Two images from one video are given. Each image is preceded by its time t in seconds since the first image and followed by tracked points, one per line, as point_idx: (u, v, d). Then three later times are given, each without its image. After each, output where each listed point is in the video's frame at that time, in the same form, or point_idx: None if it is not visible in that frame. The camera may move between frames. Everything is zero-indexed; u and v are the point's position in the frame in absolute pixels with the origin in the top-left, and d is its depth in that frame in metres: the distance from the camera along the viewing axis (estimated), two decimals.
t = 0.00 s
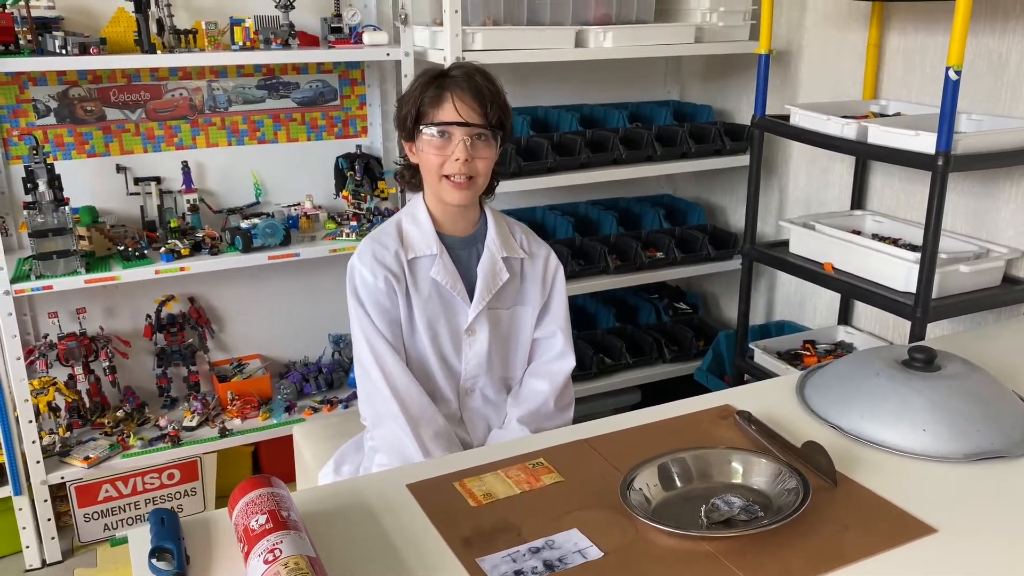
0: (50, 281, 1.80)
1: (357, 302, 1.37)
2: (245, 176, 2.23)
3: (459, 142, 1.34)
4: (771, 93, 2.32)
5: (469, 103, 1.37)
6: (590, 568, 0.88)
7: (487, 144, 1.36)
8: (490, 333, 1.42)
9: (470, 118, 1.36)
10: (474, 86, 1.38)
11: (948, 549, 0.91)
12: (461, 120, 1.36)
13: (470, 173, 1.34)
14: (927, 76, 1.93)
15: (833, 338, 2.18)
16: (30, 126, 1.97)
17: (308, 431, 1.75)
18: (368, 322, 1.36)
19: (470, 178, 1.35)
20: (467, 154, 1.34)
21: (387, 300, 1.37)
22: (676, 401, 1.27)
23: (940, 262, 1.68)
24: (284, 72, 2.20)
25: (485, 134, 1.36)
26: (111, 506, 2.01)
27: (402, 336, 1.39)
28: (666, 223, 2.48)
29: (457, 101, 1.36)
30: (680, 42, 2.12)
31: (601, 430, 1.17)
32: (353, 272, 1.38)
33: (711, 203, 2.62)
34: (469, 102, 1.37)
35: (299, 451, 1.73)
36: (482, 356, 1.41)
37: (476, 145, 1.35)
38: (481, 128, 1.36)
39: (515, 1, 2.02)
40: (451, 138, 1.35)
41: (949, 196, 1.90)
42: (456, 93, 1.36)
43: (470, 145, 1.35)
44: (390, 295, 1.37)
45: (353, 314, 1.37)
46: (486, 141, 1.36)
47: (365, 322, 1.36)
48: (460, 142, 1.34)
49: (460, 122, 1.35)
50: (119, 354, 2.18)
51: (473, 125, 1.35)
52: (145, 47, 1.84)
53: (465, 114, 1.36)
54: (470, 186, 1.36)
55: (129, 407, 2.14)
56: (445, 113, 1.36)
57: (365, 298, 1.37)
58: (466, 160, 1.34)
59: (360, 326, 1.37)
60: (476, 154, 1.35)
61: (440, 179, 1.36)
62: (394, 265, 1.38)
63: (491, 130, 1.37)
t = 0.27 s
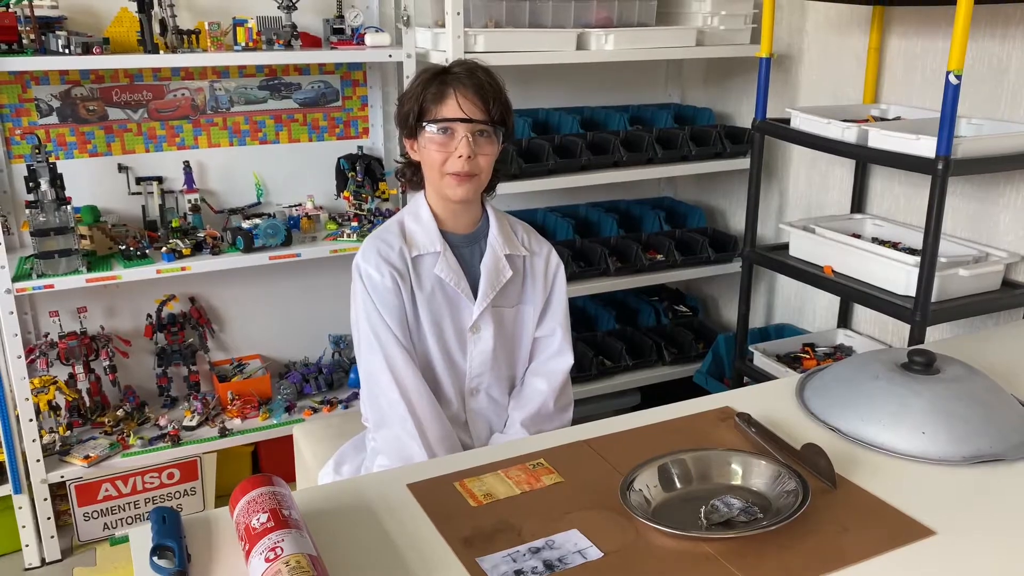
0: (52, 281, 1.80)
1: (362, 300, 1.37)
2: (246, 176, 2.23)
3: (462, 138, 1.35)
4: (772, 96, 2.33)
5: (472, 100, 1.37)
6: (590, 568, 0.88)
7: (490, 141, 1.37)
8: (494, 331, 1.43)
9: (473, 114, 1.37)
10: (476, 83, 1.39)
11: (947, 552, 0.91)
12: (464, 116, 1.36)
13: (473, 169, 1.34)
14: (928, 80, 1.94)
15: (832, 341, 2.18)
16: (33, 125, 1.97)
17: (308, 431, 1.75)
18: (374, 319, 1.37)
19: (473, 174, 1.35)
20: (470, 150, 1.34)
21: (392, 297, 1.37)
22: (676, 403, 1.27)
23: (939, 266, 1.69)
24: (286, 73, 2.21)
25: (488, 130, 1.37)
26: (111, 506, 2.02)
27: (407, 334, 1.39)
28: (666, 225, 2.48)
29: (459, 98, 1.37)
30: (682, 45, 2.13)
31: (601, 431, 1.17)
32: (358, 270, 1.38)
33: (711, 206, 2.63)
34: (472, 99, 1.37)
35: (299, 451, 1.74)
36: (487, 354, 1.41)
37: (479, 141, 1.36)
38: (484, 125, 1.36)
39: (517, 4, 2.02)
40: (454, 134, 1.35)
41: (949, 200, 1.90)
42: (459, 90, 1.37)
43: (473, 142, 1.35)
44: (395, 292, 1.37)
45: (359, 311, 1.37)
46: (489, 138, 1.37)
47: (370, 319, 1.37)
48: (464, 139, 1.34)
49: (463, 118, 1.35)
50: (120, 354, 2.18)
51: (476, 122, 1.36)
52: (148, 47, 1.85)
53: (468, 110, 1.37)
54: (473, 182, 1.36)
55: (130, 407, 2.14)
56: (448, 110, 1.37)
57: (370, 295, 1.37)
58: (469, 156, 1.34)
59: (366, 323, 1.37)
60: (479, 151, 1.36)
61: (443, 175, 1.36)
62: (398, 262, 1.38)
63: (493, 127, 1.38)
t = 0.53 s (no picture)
0: (53, 277, 1.81)
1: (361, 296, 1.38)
2: (248, 174, 2.23)
3: (464, 135, 1.35)
4: (772, 97, 2.33)
5: (473, 96, 1.38)
6: (589, 563, 0.89)
7: (492, 138, 1.37)
8: (493, 328, 1.43)
9: (475, 111, 1.37)
10: (478, 80, 1.39)
11: (945, 549, 0.92)
12: (466, 113, 1.37)
13: (474, 165, 1.35)
14: (928, 82, 1.94)
15: (831, 342, 2.18)
16: (35, 121, 1.98)
17: (308, 428, 1.76)
18: (372, 315, 1.37)
19: (474, 171, 1.36)
20: (472, 146, 1.35)
21: (391, 294, 1.37)
22: (676, 400, 1.27)
23: (939, 267, 1.69)
24: (288, 71, 2.21)
25: (490, 127, 1.37)
26: (111, 502, 2.03)
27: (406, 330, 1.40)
28: (666, 225, 2.49)
29: (462, 95, 1.37)
30: (683, 46, 2.13)
31: (601, 428, 1.17)
32: (358, 265, 1.38)
33: (711, 206, 2.63)
34: (474, 96, 1.38)
35: (299, 448, 1.74)
36: (486, 352, 1.42)
37: (480, 138, 1.36)
38: (486, 122, 1.37)
39: (518, 3, 2.03)
40: (456, 131, 1.36)
41: (948, 201, 1.91)
42: (461, 86, 1.38)
43: (475, 139, 1.35)
44: (394, 288, 1.38)
45: (358, 307, 1.38)
46: (491, 135, 1.37)
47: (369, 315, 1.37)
48: (465, 136, 1.35)
49: (465, 115, 1.36)
50: (121, 351, 2.19)
51: (478, 119, 1.36)
52: (150, 44, 1.85)
53: (470, 107, 1.37)
54: (474, 179, 1.37)
55: (130, 403, 2.15)
56: (450, 107, 1.37)
57: (370, 291, 1.37)
58: (471, 153, 1.35)
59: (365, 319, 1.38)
60: (481, 148, 1.36)
61: (445, 171, 1.37)
62: (398, 258, 1.38)
63: (495, 124, 1.38)
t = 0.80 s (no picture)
0: (54, 275, 1.81)
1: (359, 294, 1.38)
2: (249, 173, 2.24)
3: (464, 139, 1.36)
4: (773, 100, 2.34)
5: (475, 100, 1.38)
6: (588, 561, 0.89)
7: (492, 142, 1.38)
8: (492, 328, 1.43)
9: (476, 115, 1.37)
10: (481, 84, 1.39)
11: (943, 549, 0.92)
12: (467, 117, 1.37)
13: (474, 170, 1.35)
14: (928, 85, 1.95)
15: (831, 344, 2.19)
16: (37, 120, 1.98)
17: (308, 427, 1.76)
18: (370, 314, 1.37)
19: (474, 175, 1.37)
20: (472, 151, 1.35)
21: (389, 292, 1.38)
22: (675, 401, 1.28)
23: (938, 269, 1.70)
24: (290, 72, 2.22)
25: (490, 132, 1.37)
26: (111, 500, 2.04)
27: (404, 329, 1.40)
28: (666, 227, 2.49)
29: (463, 99, 1.37)
30: (684, 48, 2.14)
31: (600, 427, 1.18)
32: (356, 263, 1.39)
33: (712, 208, 2.63)
34: (476, 100, 1.38)
35: (298, 446, 1.74)
36: (483, 351, 1.42)
37: (481, 142, 1.37)
38: (487, 127, 1.37)
39: (520, 5, 2.03)
40: (456, 135, 1.36)
41: (948, 204, 1.91)
42: (464, 91, 1.37)
43: (475, 143, 1.36)
44: (392, 287, 1.38)
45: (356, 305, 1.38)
46: (491, 139, 1.37)
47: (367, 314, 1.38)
48: (466, 140, 1.35)
49: (466, 119, 1.36)
50: (121, 349, 2.19)
51: (479, 123, 1.36)
52: (152, 44, 1.86)
53: (471, 111, 1.37)
54: (473, 183, 1.38)
55: (130, 402, 2.15)
56: (451, 110, 1.37)
57: (368, 290, 1.38)
58: (471, 158, 1.35)
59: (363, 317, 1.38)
60: (481, 152, 1.36)
61: (444, 175, 1.37)
62: (396, 257, 1.39)
63: (496, 128, 1.38)
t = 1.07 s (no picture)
0: (56, 276, 1.82)
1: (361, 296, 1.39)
2: (251, 176, 2.24)
3: (465, 142, 1.35)
4: (774, 103, 2.34)
5: (477, 104, 1.38)
6: (587, 563, 0.89)
7: (493, 146, 1.37)
8: (493, 330, 1.43)
9: (479, 118, 1.38)
10: (484, 87, 1.40)
11: (943, 553, 0.92)
12: (469, 120, 1.37)
13: (474, 173, 1.36)
14: (929, 88, 1.95)
15: (832, 348, 2.19)
16: (40, 122, 1.99)
17: (308, 430, 1.76)
18: (372, 316, 1.38)
19: (474, 178, 1.37)
20: (472, 154, 1.35)
21: (391, 295, 1.38)
22: (675, 404, 1.28)
23: (939, 272, 1.70)
24: (292, 75, 2.22)
25: (492, 135, 1.36)
26: (111, 502, 2.04)
27: (405, 331, 1.40)
28: (668, 231, 2.49)
29: (466, 102, 1.38)
30: (685, 51, 2.14)
31: (600, 430, 1.18)
32: (358, 265, 1.39)
33: (713, 212, 2.63)
34: (478, 103, 1.38)
35: (299, 448, 1.74)
36: (485, 353, 1.42)
37: (482, 146, 1.36)
38: (489, 130, 1.36)
39: (522, 8, 2.04)
40: (458, 137, 1.35)
41: (949, 207, 1.91)
42: (466, 93, 1.38)
43: (476, 146, 1.35)
44: (394, 290, 1.38)
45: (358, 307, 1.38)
46: (493, 143, 1.37)
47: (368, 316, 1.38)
48: (467, 143, 1.35)
49: (467, 122, 1.35)
50: (122, 351, 2.20)
51: (481, 127, 1.36)
52: (155, 46, 1.87)
53: (474, 114, 1.38)
54: (473, 186, 1.37)
55: (131, 404, 2.15)
56: (453, 112, 1.38)
57: (370, 292, 1.38)
58: (471, 161, 1.35)
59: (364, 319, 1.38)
60: (481, 155, 1.36)
61: (445, 177, 1.38)
62: (398, 259, 1.39)
63: (498, 132, 1.38)
